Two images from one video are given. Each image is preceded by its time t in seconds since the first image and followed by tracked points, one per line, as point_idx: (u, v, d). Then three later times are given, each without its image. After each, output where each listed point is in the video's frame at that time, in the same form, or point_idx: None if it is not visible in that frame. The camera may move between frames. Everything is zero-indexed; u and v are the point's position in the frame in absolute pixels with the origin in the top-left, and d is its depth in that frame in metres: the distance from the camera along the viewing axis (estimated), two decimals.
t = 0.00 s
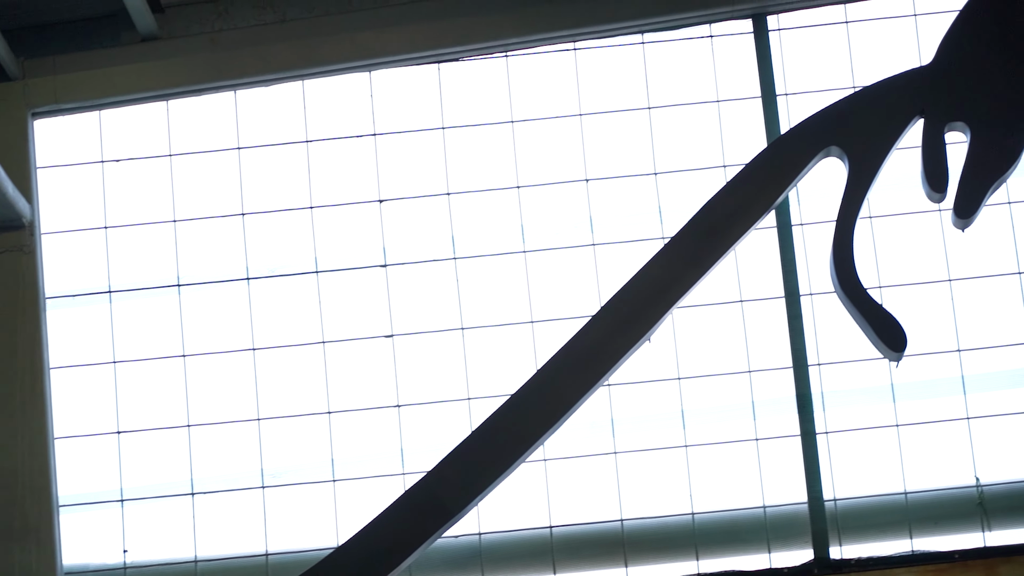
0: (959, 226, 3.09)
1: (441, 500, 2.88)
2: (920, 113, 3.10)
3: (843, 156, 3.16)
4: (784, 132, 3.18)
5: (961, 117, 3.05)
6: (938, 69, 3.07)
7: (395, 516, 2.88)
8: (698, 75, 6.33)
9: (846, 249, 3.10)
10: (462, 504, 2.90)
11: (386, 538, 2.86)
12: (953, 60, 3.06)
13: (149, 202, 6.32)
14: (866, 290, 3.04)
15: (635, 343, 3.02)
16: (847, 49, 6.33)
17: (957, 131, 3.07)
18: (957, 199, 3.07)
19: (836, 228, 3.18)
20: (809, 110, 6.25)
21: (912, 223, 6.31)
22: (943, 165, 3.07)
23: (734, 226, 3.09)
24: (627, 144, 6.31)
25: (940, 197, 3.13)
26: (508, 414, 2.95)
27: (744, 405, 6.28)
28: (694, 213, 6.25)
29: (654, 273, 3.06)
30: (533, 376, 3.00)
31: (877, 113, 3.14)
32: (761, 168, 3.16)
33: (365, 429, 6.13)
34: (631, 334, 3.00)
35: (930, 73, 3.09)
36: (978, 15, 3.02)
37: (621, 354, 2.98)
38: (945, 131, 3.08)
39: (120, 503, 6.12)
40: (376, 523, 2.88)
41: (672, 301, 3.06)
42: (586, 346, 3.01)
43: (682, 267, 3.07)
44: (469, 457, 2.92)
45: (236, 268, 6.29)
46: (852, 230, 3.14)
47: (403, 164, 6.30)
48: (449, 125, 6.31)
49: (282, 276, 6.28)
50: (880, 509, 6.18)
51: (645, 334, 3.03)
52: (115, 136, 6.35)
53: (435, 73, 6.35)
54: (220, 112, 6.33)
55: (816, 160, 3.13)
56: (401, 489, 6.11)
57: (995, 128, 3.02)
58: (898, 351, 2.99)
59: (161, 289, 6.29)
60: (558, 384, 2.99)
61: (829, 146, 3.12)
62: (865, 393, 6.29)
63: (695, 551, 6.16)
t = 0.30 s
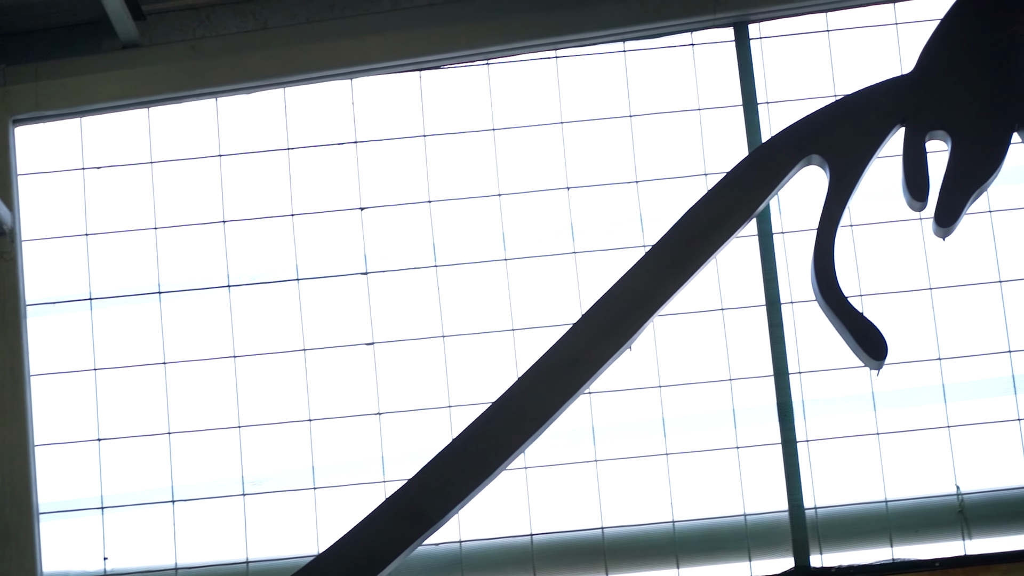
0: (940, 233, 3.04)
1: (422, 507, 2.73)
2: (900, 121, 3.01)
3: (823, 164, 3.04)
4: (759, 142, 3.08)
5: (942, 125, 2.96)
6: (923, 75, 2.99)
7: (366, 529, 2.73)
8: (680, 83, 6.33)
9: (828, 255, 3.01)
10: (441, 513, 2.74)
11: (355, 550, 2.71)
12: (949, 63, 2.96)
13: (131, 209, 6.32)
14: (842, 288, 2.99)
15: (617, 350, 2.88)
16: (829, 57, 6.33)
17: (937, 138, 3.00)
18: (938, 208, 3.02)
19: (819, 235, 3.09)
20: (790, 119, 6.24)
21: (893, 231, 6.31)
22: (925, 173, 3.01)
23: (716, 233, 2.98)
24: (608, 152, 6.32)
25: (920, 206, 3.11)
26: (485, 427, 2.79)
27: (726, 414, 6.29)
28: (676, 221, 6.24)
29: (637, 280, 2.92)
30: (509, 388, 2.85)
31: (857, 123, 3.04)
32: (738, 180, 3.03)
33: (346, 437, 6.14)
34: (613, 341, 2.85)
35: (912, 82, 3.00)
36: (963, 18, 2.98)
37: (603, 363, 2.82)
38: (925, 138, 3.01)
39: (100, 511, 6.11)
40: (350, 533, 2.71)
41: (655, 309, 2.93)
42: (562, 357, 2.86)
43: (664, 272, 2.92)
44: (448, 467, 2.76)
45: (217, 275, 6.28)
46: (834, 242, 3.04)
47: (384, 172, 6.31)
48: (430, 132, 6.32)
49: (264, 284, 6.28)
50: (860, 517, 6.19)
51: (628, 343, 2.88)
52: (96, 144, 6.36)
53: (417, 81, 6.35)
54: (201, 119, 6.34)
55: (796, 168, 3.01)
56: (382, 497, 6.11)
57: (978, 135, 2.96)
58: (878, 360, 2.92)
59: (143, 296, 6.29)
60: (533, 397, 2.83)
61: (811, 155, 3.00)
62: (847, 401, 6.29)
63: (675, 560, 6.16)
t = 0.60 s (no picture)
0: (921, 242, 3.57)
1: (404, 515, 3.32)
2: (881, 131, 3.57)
3: (803, 171, 3.60)
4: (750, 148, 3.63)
5: (922, 135, 3.51)
6: (904, 84, 3.55)
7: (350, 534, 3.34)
8: (661, 90, 6.34)
9: (808, 261, 3.58)
10: (419, 524, 3.32)
11: (335, 564, 3.30)
12: (919, 76, 3.53)
13: (111, 217, 6.33)
14: (826, 306, 3.49)
15: (596, 359, 3.44)
16: (810, 65, 6.33)
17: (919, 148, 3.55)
18: (921, 216, 3.54)
19: (799, 252, 3.63)
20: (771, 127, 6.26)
21: (874, 240, 6.32)
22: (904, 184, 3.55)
23: (681, 259, 3.51)
24: (589, 160, 6.31)
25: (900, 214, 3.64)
26: (468, 437, 3.39)
27: (706, 422, 6.29)
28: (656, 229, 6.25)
29: (615, 293, 3.50)
30: (494, 398, 3.44)
31: (841, 131, 3.61)
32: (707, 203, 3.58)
33: (327, 445, 6.14)
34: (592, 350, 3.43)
35: (889, 91, 3.58)
36: (941, 30, 3.56)
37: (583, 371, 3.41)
38: (907, 150, 3.54)
39: (80, 518, 6.13)
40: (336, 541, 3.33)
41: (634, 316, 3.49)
42: (547, 362, 3.45)
43: (641, 287, 3.49)
44: (428, 476, 3.36)
45: (197, 283, 6.28)
46: (812, 259, 3.59)
47: (366, 179, 6.31)
48: (411, 140, 6.31)
49: (244, 291, 6.27)
50: (839, 525, 6.18)
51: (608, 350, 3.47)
52: (78, 151, 6.38)
53: (398, 88, 6.35)
54: (183, 126, 6.35)
55: (776, 178, 3.59)
56: (362, 505, 6.14)
57: (952, 141, 3.51)
58: (859, 365, 3.42)
59: (123, 303, 6.29)
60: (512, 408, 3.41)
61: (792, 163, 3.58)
62: (827, 409, 6.29)
63: (656, 567, 6.13)
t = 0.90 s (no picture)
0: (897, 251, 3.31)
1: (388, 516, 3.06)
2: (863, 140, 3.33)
3: (786, 182, 3.36)
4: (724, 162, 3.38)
5: (901, 144, 3.29)
6: (881, 93, 3.34)
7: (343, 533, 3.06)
8: (640, 100, 6.38)
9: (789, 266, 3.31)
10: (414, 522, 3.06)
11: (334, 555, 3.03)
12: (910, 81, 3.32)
13: (90, 225, 6.36)
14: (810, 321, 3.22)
15: (577, 368, 3.20)
16: (790, 74, 6.35)
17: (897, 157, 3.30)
18: (899, 226, 3.30)
19: (779, 257, 3.36)
20: (751, 136, 6.26)
21: (853, 249, 6.34)
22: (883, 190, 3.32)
23: (666, 262, 3.26)
24: (568, 169, 6.35)
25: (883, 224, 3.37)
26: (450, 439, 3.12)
27: (685, 431, 6.29)
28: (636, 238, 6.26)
29: (595, 300, 3.24)
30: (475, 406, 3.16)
31: (816, 143, 3.38)
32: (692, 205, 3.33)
33: (306, 454, 6.13)
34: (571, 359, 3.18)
35: (873, 103, 3.35)
36: (925, 40, 3.37)
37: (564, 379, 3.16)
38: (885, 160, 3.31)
39: (58, 527, 6.10)
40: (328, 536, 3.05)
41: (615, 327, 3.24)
42: (524, 372, 3.18)
43: (623, 293, 3.23)
44: (417, 475, 3.09)
45: (177, 291, 6.28)
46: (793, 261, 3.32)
47: (346, 189, 6.33)
48: (391, 149, 6.36)
49: (224, 300, 6.27)
50: (818, 535, 6.12)
51: (589, 361, 3.23)
52: (57, 160, 6.42)
53: (378, 98, 6.40)
54: (162, 136, 6.40)
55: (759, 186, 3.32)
56: (342, 513, 6.08)
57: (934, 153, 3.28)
58: (838, 376, 3.16)
59: (103, 312, 6.29)
60: (496, 411, 3.16)
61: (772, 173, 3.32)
62: (807, 418, 6.30)
63: None
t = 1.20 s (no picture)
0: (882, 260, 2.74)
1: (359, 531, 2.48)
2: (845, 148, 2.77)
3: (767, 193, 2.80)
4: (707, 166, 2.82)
5: (885, 152, 2.73)
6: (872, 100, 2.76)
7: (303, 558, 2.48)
8: (623, 107, 6.38)
9: (771, 280, 2.74)
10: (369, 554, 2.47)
11: None
12: (897, 85, 2.75)
13: (72, 232, 6.37)
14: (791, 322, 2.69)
15: (559, 378, 2.63)
16: (772, 83, 6.36)
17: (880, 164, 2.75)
18: (883, 233, 2.74)
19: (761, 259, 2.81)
20: (733, 144, 6.32)
21: (836, 257, 6.33)
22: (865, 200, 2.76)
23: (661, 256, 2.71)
24: (551, 178, 6.34)
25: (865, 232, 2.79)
26: (423, 454, 2.54)
27: (667, 438, 6.29)
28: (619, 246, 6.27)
29: (579, 302, 2.68)
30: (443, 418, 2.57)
31: (805, 148, 2.81)
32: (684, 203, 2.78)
33: (288, 462, 6.10)
34: (553, 366, 2.60)
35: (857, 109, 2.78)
36: (910, 36, 2.82)
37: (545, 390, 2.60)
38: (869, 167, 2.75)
39: (41, 534, 6.11)
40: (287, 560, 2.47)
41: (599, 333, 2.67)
42: (504, 380, 2.62)
43: (608, 297, 2.68)
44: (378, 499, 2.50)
45: (159, 298, 6.28)
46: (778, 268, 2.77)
47: (327, 196, 6.33)
48: (373, 156, 6.36)
49: (207, 307, 6.27)
50: (800, 543, 6.13)
51: (571, 370, 2.66)
52: (40, 166, 6.43)
53: (361, 104, 6.41)
54: (145, 143, 6.41)
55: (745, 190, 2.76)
56: (324, 521, 6.09)
57: (917, 171, 2.73)
58: (822, 383, 2.63)
59: (85, 319, 6.29)
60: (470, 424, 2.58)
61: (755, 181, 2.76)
62: (789, 426, 6.25)
63: None
